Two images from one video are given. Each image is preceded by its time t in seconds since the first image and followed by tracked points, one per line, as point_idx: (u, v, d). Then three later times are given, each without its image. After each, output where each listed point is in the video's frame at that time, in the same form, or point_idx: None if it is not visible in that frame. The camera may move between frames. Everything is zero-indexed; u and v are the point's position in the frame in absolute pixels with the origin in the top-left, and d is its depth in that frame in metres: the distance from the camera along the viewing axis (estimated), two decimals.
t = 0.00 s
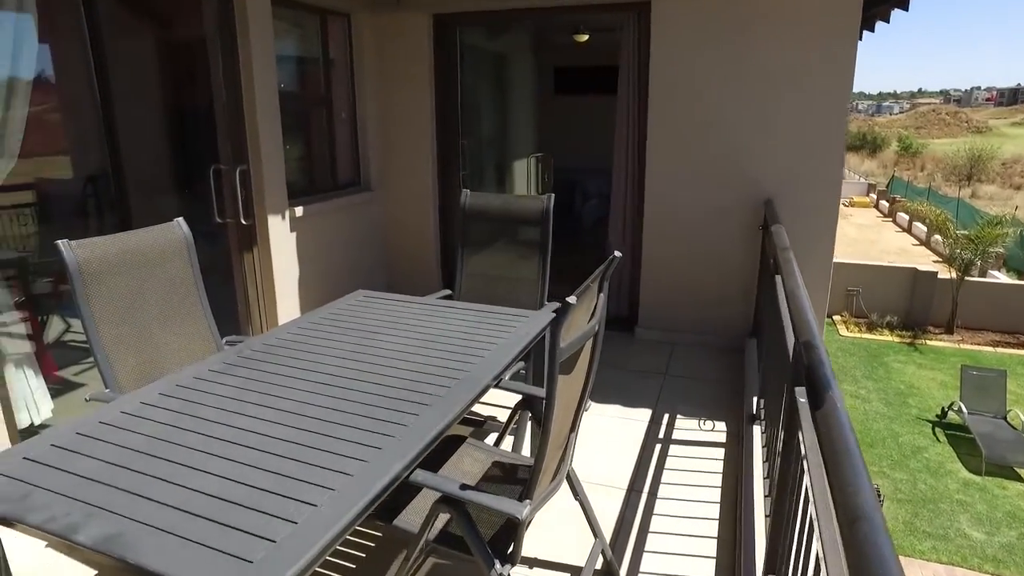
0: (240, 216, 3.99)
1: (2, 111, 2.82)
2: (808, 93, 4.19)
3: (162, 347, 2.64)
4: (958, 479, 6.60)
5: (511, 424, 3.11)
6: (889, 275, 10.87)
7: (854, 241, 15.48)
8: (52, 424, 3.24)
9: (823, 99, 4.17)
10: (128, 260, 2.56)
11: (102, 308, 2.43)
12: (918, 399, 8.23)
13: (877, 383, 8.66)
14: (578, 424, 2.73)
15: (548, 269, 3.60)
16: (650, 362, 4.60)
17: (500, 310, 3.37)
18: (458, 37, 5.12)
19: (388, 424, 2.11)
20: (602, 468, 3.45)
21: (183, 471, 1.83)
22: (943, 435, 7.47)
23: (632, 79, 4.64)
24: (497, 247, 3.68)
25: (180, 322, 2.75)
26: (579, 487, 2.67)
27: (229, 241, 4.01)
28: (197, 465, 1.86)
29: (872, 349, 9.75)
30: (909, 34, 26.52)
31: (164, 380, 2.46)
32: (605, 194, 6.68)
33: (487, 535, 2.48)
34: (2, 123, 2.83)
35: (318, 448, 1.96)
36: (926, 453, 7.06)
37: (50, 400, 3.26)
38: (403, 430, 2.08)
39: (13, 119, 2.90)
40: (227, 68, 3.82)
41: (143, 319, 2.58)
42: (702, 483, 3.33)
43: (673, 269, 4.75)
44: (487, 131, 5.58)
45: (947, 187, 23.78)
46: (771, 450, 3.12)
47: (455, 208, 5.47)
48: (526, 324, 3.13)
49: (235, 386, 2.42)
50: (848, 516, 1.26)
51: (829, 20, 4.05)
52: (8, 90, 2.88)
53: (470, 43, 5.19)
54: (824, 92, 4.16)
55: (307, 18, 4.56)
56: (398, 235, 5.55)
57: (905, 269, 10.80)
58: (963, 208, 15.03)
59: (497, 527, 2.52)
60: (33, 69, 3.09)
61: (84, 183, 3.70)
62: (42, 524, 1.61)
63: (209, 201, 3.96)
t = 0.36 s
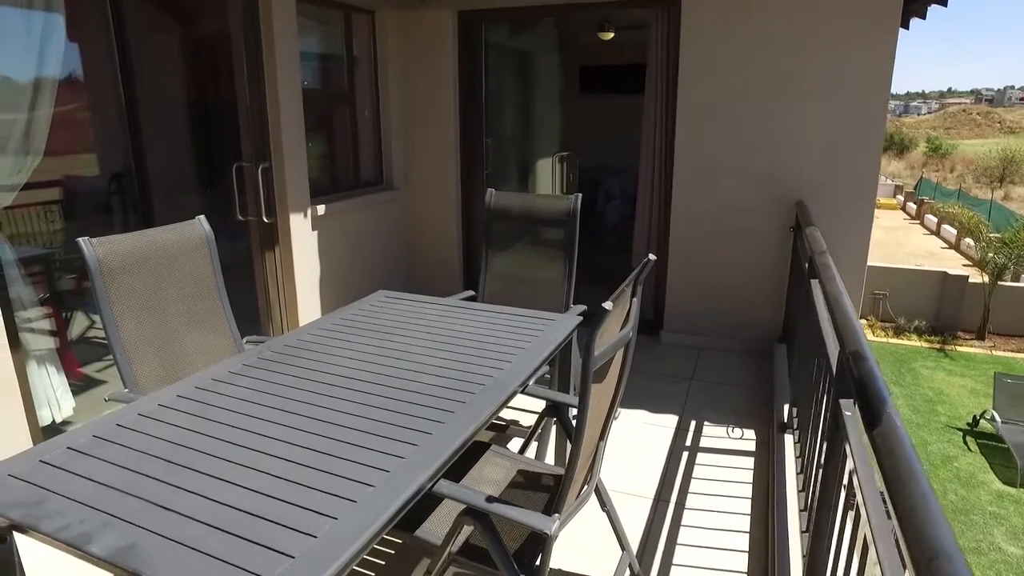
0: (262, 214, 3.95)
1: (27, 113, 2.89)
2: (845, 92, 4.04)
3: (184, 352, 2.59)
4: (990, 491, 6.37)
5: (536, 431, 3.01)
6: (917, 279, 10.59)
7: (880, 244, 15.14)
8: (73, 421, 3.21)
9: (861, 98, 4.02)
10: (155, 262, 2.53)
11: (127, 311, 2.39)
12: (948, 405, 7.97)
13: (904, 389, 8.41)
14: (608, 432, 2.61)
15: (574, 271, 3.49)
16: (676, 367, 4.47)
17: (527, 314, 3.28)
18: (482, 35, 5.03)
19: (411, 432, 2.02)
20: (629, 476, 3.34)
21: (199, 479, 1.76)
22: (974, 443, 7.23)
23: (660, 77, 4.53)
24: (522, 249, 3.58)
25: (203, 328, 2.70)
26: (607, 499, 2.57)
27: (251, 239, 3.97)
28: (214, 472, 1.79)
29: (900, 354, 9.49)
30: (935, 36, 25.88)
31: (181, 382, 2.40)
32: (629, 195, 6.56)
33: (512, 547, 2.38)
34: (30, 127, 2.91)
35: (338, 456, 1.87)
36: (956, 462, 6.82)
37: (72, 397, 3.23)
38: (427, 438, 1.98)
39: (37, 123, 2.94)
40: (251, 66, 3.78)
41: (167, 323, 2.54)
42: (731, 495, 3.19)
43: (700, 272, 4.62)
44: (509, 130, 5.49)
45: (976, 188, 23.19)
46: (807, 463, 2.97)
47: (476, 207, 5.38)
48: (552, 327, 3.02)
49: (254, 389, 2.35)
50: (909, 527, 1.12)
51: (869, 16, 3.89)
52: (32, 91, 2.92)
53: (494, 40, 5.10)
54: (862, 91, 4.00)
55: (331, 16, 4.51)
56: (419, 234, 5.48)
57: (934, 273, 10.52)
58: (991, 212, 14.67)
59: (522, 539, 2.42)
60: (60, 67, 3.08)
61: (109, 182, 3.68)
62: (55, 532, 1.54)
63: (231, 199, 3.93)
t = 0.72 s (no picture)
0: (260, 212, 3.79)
1: (14, 113, 2.74)
2: (866, 88, 3.87)
3: (177, 358, 2.44)
4: (1003, 497, 6.21)
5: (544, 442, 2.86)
6: (924, 281, 10.39)
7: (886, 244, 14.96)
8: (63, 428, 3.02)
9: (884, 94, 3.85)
10: (145, 265, 2.38)
11: (115, 316, 2.25)
12: (958, 407, 7.80)
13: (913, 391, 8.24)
14: (621, 444, 2.46)
15: (583, 274, 3.32)
16: (687, 372, 4.30)
17: (533, 318, 3.12)
18: (488, 31, 4.88)
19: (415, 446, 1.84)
20: (639, 487, 3.18)
21: (181, 499, 1.58)
22: (985, 448, 7.07)
23: (669, 72, 4.29)
24: (528, 250, 3.42)
25: (197, 332, 2.55)
26: (619, 516, 2.42)
27: (249, 239, 3.82)
28: (198, 492, 1.60)
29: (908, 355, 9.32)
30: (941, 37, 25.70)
31: (176, 391, 2.24)
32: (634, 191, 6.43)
33: (519, 569, 2.23)
34: (17, 127, 2.76)
35: (334, 473, 1.69)
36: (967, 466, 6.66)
37: (61, 403, 3.05)
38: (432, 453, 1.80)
39: (27, 121, 2.79)
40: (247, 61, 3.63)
41: (158, 329, 2.39)
42: (746, 506, 3.03)
43: (712, 273, 4.44)
44: (514, 128, 5.33)
45: (982, 188, 22.98)
46: (829, 474, 2.80)
47: (479, 205, 5.23)
48: (560, 334, 2.86)
49: (245, 400, 2.17)
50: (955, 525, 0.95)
51: (892, 9, 3.74)
52: (21, 88, 2.77)
53: (500, 36, 4.95)
54: (884, 87, 3.85)
55: (332, 10, 4.36)
56: (422, 233, 5.33)
57: (943, 273, 10.35)
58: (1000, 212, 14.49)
59: (530, 561, 2.26)
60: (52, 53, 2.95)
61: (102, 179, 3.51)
62: (18, 563, 1.36)
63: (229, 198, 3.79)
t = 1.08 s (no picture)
0: (247, 219, 3.60)
1: None
2: (876, 90, 3.71)
3: (156, 368, 2.21)
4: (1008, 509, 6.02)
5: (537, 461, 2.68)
6: (924, 289, 10.23)
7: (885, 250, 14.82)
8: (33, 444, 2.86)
9: (894, 97, 3.69)
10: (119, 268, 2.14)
11: (84, 325, 2.01)
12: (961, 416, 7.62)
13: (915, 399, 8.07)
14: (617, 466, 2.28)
15: (580, 283, 3.15)
16: (689, 383, 4.12)
17: (525, 330, 2.94)
18: (482, 32, 4.73)
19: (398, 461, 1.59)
20: (636, 506, 2.99)
21: (165, 499, 1.41)
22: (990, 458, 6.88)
23: (668, 73, 4.14)
24: (524, 257, 3.25)
25: (180, 341, 2.31)
26: (615, 542, 2.25)
27: (235, 246, 3.64)
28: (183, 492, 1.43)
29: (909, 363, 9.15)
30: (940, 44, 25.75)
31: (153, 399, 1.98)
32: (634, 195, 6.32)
33: None
34: None
35: (337, 471, 1.53)
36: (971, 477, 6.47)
37: (32, 417, 2.90)
38: (427, 459, 1.59)
39: None
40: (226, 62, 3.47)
41: (136, 336, 2.16)
42: (752, 527, 2.84)
43: (716, 280, 4.27)
44: (510, 132, 5.16)
45: (980, 194, 22.90)
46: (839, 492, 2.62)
47: (472, 211, 5.07)
48: (556, 346, 2.68)
49: (237, 396, 2.00)
50: None
51: (899, 9, 3.59)
52: None
53: (494, 38, 4.79)
54: (890, 90, 3.69)
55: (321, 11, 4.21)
56: (416, 240, 5.16)
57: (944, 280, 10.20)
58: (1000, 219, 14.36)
59: None
60: (20, 60, 2.84)
61: (84, 183, 3.39)
62: None
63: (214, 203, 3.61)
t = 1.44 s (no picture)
0: (216, 234, 3.33)
1: None
2: (874, 101, 3.54)
3: (103, 392, 1.88)
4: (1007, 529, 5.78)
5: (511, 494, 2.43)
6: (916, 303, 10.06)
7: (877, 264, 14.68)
8: None
9: (888, 108, 3.52)
10: (58, 277, 1.81)
11: (14, 345, 1.67)
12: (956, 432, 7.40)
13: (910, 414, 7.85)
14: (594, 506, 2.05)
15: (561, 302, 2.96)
16: (678, 406, 3.91)
17: (500, 354, 2.71)
18: (465, 44, 4.55)
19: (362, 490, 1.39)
20: (616, 541, 2.75)
21: (104, 534, 1.23)
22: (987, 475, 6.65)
23: (655, 81, 3.99)
24: (505, 276, 3.03)
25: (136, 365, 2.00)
26: None
27: (206, 263, 3.36)
28: (126, 524, 1.26)
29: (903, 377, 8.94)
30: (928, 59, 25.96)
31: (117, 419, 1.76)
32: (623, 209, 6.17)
33: None
34: None
35: (292, 499, 1.35)
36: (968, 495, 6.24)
37: None
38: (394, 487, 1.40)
39: None
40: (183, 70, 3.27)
41: (79, 355, 1.83)
42: (744, 565, 2.59)
43: (705, 298, 4.07)
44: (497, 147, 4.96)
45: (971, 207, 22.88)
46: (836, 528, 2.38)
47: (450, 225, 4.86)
48: (535, 368, 2.46)
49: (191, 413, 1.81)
50: None
51: (892, 19, 3.43)
52: None
53: (477, 48, 4.60)
54: (884, 102, 3.52)
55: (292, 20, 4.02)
56: (397, 256, 4.95)
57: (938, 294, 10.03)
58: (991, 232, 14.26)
59: None
60: None
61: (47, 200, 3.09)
62: None
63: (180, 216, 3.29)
